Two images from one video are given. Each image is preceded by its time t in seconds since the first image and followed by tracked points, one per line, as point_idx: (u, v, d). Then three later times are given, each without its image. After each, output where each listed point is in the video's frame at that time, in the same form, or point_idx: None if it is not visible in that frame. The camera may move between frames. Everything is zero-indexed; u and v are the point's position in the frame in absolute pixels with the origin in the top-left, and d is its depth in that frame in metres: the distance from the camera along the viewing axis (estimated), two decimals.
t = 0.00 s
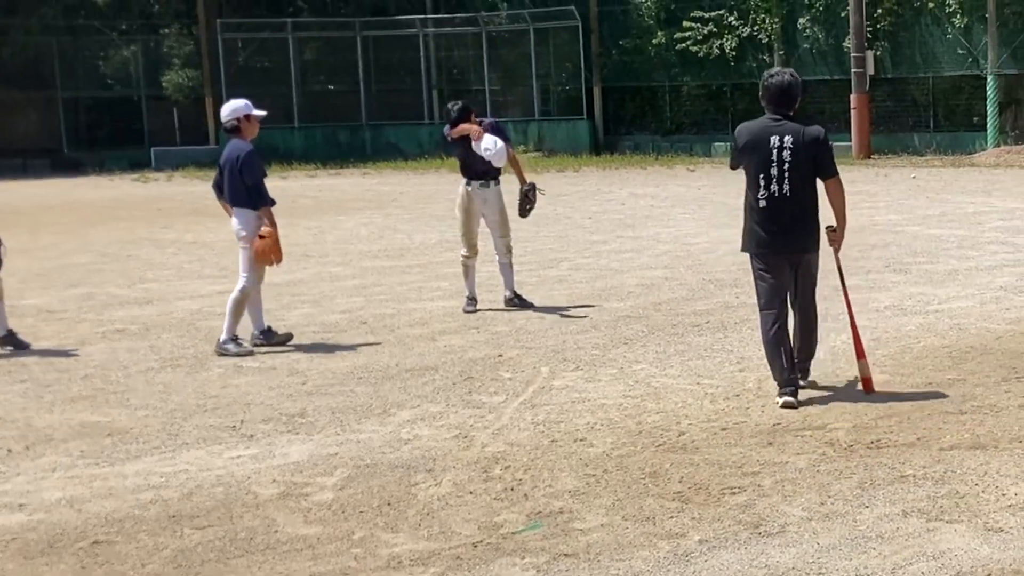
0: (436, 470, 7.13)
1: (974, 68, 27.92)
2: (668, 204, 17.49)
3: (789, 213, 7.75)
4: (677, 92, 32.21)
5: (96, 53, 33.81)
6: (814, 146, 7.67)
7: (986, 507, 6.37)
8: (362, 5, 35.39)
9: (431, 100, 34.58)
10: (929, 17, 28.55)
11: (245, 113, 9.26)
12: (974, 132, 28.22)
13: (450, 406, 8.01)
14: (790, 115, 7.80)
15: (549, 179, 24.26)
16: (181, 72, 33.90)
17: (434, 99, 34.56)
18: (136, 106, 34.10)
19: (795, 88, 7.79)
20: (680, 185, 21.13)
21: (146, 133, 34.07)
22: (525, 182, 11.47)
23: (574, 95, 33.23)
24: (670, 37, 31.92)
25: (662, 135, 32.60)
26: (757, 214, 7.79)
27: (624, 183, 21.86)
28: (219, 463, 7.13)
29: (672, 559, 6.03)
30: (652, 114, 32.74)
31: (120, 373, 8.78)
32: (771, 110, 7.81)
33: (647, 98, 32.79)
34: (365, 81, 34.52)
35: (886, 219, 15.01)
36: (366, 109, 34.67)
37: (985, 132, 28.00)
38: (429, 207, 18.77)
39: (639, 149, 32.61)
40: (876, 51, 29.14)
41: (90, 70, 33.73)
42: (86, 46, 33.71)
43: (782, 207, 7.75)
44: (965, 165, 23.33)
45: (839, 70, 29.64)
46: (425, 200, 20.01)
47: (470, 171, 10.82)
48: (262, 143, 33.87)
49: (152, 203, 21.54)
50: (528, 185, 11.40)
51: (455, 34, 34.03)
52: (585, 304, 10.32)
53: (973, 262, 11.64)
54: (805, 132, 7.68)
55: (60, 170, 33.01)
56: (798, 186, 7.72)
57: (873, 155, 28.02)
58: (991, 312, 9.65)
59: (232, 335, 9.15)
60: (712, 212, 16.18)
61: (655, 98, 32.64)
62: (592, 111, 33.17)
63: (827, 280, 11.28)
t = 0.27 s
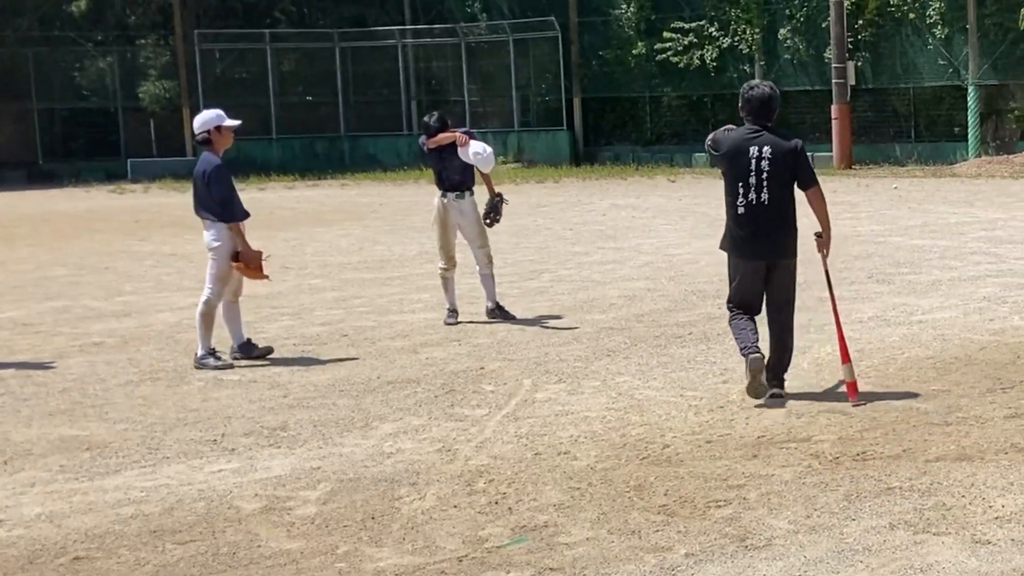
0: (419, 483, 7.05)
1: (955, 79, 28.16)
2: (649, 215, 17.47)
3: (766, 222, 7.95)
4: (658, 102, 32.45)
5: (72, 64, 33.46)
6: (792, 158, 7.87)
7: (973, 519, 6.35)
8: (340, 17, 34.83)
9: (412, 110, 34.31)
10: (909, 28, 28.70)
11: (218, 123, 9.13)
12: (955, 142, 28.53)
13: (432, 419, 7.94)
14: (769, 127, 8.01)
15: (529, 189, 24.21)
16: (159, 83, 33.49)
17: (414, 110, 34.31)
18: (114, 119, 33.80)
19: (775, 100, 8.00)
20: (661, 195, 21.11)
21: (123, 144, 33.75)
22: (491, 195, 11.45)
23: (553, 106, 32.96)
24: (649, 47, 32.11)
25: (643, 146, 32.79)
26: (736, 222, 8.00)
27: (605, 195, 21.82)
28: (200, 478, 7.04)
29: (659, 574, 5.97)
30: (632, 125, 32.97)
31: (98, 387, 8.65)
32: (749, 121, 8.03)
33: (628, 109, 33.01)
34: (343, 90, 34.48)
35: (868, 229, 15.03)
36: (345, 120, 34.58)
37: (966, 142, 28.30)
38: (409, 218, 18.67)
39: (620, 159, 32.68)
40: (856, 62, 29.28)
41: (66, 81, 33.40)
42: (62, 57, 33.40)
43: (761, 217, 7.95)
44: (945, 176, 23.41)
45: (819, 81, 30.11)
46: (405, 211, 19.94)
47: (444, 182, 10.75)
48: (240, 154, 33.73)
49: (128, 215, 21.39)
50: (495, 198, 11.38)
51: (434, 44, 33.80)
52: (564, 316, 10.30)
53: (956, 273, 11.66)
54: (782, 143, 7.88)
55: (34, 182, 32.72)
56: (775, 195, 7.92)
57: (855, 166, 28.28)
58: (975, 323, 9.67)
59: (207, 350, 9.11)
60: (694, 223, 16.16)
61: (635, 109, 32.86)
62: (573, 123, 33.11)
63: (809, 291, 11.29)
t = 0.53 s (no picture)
0: (415, 493, 6.94)
1: (944, 88, 28.36)
2: (640, 224, 17.49)
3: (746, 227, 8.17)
4: (648, 111, 32.60)
5: (61, 73, 33.58)
6: (768, 164, 8.06)
7: (969, 528, 6.29)
8: (329, 26, 35.35)
9: (400, 119, 34.34)
10: (899, 37, 28.89)
11: (200, 134, 9.01)
12: (944, 150, 28.84)
13: (426, 427, 7.91)
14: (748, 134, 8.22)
15: (518, 198, 24.20)
16: (147, 92, 33.60)
17: (403, 119, 34.31)
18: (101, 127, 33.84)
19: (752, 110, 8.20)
20: (651, 204, 21.09)
21: (111, 152, 33.85)
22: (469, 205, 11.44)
23: (543, 114, 33.09)
24: (639, 57, 32.21)
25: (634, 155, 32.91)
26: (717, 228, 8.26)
27: (595, 203, 21.80)
28: (194, 487, 6.98)
29: None
30: (622, 133, 33.08)
31: (91, 397, 8.71)
32: (729, 130, 8.25)
33: (618, 118, 33.16)
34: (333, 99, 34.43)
35: (858, 238, 15.08)
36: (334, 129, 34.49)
37: (955, 150, 28.58)
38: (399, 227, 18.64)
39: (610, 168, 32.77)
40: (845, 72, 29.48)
41: (54, 91, 33.45)
42: (51, 66, 33.49)
43: (740, 222, 8.18)
44: (935, 185, 23.46)
45: (808, 90, 30.13)
46: (394, 220, 19.92)
47: (430, 193, 10.76)
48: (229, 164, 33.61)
49: (115, 224, 21.34)
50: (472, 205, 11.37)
51: (424, 53, 33.94)
52: (554, 326, 10.41)
53: (947, 281, 11.70)
54: (759, 151, 8.07)
55: (24, 191, 32.68)
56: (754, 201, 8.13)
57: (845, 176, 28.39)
58: (967, 331, 9.69)
59: (196, 358, 9.15)
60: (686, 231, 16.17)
61: (625, 118, 33.02)
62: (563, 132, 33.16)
63: (800, 299, 11.31)
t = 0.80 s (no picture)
0: (414, 501, 6.79)
1: (941, 96, 28.43)
2: (637, 232, 17.51)
3: (725, 229, 8.41)
4: (645, 120, 32.76)
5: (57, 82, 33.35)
6: (746, 167, 8.30)
7: (970, 536, 6.10)
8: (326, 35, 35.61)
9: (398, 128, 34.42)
10: (895, 46, 28.94)
11: (195, 143, 9.00)
12: (940, 158, 29.03)
13: (427, 436, 7.86)
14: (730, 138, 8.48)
15: (513, 207, 24.20)
16: (143, 101, 33.57)
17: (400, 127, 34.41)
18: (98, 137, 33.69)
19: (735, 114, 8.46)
20: (647, 213, 21.10)
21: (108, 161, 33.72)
22: (452, 218, 11.45)
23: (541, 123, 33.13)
24: (636, 65, 32.18)
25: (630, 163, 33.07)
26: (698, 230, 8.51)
27: (591, 212, 21.81)
28: (193, 496, 6.91)
29: None
30: (620, 142, 33.30)
31: (90, 405, 8.76)
32: (712, 134, 8.52)
33: (615, 127, 33.32)
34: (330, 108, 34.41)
35: (855, 246, 15.11)
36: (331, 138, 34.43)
37: (951, 158, 28.81)
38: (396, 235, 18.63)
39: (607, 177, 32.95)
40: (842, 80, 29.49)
41: (51, 99, 33.26)
42: (48, 75, 33.28)
43: (719, 223, 8.42)
44: (930, 194, 23.49)
45: (805, 99, 30.21)
46: (390, 229, 19.92)
47: (423, 201, 10.71)
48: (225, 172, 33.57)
49: (111, 232, 21.32)
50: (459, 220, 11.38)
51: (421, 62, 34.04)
52: (554, 334, 10.48)
53: (945, 289, 11.73)
54: (738, 154, 8.32)
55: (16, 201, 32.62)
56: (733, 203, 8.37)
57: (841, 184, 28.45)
58: (966, 339, 9.70)
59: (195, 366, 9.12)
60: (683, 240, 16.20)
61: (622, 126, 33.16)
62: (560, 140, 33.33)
63: (799, 307, 11.32)
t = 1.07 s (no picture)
0: (418, 509, 6.78)
1: (943, 102, 28.48)
2: (639, 239, 17.50)
3: (721, 238, 8.60)
4: (646, 127, 32.72)
5: (60, 89, 33.52)
6: (746, 180, 8.49)
7: (975, 543, 6.09)
8: (327, 43, 35.70)
9: (399, 135, 34.32)
10: (897, 53, 29.02)
11: (195, 151, 8.98)
12: (942, 165, 28.94)
13: (430, 444, 7.86)
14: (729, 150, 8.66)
15: (515, 214, 24.19)
16: (145, 108, 33.56)
17: (402, 135, 34.35)
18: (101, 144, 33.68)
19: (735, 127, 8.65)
20: (649, 220, 21.09)
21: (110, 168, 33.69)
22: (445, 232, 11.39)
23: (543, 131, 33.29)
24: (638, 72, 32.26)
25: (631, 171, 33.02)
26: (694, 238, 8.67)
27: (593, 219, 21.81)
28: (197, 504, 6.90)
29: None
30: (621, 150, 33.22)
31: (92, 413, 8.75)
32: (711, 145, 8.69)
33: (616, 134, 33.26)
34: (332, 116, 34.33)
35: (857, 253, 15.11)
36: (333, 145, 34.40)
37: (953, 165, 28.72)
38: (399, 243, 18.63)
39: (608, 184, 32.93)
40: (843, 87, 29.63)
41: (54, 107, 33.39)
42: (50, 82, 33.47)
43: (716, 232, 8.60)
44: (934, 200, 23.46)
45: (808, 105, 30.22)
46: (392, 235, 19.91)
47: (414, 210, 10.66)
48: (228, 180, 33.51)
49: (113, 239, 21.30)
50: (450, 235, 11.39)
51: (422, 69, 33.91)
52: (558, 341, 10.48)
53: (947, 296, 11.73)
54: (739, 166, 8.51)
55: (18, 208, 32.63)
56: (731, 213, 8.55)
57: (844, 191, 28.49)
58: (968, 346, 9.69)
59: (199, 375, 9.15)
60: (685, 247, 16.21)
61: (624, 134, 33.11)
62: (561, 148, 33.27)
63: (801, 314, 11.32)
